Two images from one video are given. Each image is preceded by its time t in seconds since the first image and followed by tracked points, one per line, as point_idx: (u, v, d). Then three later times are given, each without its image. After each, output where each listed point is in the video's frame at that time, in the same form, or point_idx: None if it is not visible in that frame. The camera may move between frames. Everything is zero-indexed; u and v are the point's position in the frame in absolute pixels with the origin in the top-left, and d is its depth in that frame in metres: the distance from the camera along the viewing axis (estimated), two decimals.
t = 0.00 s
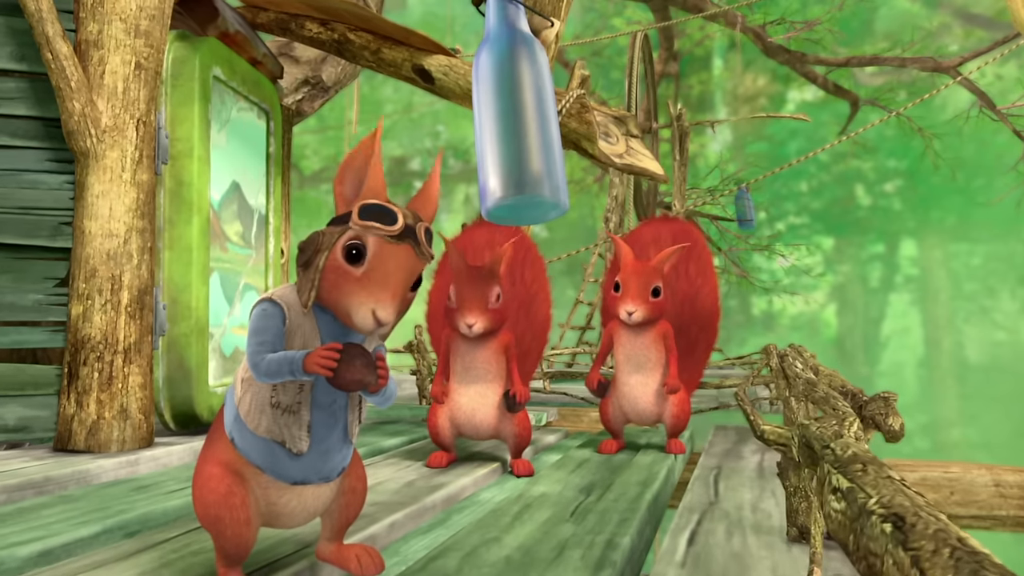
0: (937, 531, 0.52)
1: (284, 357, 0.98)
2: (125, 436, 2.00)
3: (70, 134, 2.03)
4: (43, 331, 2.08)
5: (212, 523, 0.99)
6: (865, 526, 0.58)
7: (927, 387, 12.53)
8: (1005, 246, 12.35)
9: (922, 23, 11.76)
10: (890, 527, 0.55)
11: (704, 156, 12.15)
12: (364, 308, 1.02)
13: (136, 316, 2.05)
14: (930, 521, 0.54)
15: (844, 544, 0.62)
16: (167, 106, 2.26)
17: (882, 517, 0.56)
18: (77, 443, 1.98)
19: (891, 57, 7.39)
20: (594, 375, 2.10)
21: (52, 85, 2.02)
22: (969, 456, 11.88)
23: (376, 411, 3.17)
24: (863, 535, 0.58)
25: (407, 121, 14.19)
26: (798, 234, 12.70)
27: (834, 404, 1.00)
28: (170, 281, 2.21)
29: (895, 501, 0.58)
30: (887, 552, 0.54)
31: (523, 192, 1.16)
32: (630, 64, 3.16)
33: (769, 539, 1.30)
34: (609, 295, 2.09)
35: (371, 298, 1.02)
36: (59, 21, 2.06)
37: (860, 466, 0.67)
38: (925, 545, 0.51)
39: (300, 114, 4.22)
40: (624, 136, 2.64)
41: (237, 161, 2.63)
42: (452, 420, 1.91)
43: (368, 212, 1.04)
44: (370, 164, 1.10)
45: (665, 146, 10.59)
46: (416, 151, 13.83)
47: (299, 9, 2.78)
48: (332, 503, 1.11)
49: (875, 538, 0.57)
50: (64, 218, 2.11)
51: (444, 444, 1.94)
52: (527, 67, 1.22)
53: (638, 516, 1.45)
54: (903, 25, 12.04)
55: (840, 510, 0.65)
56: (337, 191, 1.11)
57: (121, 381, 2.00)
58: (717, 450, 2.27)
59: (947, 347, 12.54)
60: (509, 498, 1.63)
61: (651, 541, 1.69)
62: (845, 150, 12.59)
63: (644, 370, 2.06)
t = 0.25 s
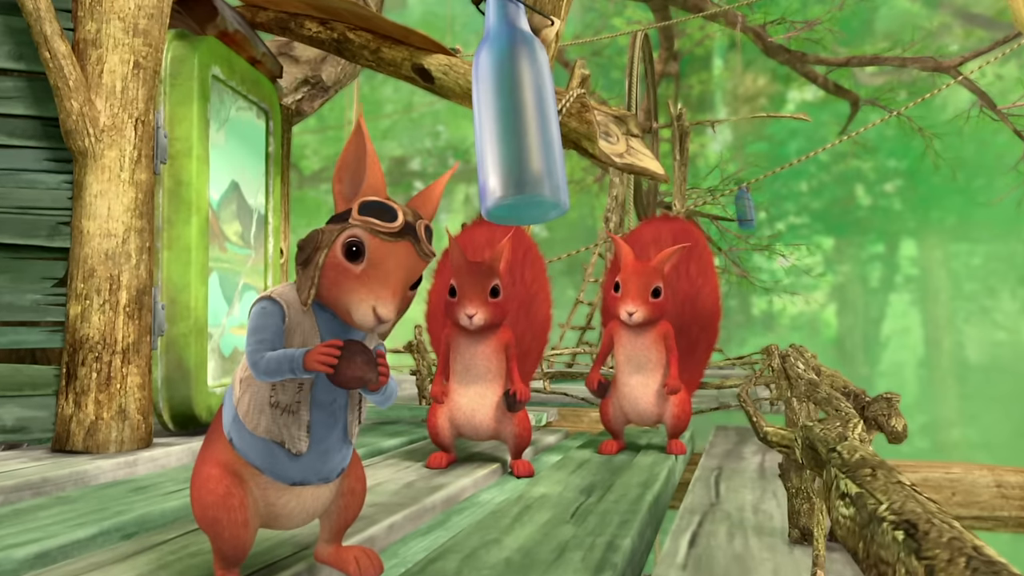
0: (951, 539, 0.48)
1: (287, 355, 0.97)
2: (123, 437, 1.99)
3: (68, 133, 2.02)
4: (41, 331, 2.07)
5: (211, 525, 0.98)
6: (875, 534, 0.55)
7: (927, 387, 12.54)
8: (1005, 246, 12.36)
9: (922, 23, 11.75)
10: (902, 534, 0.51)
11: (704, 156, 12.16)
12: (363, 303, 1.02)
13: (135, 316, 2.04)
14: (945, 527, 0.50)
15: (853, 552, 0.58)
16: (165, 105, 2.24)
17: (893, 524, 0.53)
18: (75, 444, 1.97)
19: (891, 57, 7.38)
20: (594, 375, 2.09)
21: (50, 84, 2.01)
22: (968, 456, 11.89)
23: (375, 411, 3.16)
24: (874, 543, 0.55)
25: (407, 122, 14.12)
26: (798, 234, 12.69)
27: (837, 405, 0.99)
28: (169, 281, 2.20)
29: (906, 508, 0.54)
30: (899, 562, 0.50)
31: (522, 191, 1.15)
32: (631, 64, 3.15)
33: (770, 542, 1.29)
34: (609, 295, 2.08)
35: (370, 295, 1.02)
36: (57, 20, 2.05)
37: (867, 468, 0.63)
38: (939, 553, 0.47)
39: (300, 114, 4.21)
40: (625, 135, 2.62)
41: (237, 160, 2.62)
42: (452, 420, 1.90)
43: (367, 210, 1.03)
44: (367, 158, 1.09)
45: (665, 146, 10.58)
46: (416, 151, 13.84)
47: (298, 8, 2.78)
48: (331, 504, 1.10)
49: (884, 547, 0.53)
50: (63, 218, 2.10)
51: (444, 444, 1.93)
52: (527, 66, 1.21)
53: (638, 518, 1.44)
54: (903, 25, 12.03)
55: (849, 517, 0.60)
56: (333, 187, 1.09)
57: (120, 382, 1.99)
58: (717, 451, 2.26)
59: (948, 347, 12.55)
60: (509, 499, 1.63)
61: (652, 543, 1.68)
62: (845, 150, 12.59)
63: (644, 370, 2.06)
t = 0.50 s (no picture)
0: (963, 547, 0.47)
1: (282, 356, 0.96)
2: (122, 437, 1.98)
3: (66, 133, 2.01)
4: (39, 331, 2.06)
5: (209, 527, 0.98)
6: (884, 539, 0.53)
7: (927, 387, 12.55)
8: (1005, 246, 12.37)
9: (923, 23, 11.75)
10: (915, 541, 0.50)
11: (704, 156, 12.17)
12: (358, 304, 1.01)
13: (133, 317, 2.03)
14: (961, 538, 0.48)
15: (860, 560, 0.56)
16: (164, 104, 2.24)
17: (904, 531, 0.51)
18: (74, 445, 1.97)
19: (892, 57, 7.37)
20: (596, 375, 2.09)
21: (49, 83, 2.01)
22: (969, 456, 11.91)
23: (375, 411, 3.15)
24: (884, 549, 0.53)
25: (407, 121, 14.14)
26: (798, 234, 12.69)
27: (839, 406, 0.98)
28: (168, 281, 2.20)
29: (917, 513, 0.52)
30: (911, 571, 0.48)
31: (522, 191, 1.15)
32: (631, 64, 3.14)
33: (771, 543, 1.29)
34: (612, 294, 2.08)
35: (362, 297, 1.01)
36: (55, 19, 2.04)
37: (872, 471, 0.61)
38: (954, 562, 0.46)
39: (299, 114, 4.20)
40: (625, 135, 2.61)
41: (236, 160, 2.61)
42: (452, 421, 1.89)
43: (364, 209, 1.02)
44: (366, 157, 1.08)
45: (665, 146, 10.57)
46: (416, 151, 13.86)
47: (298, 7, 2.77)
48: (329, 505, 1.10)
49: (895, 553, 0.51)
50: (61, 218, 2.09)
51: (444, 445, 1.92)
52: (527, 65, 1.20)
53: (639, 519, 1.44)
54: (904, 25, 12.03)
55: (856, 522, 0.58)
56: (332, 187, 1.09)
57: (118, 382, 1.99)
58: (718, 452, 2.25)
59: (948, 347, 12.56)
60: (509, 500, 1.62)
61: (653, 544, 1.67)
62: (845, 150, 12.58)
63: (646, 370, 2.05)
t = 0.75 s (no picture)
0: (978, 556, 0.45)
1: (258, 363, 0.96)
2: (121, 438, 1.97)
3: (65, 132, 2.00)
4: (38, 331, 2.05)
5: (204, 529, 0.97)
6: (894, 547, 0.50)
7: (927, 387, 12.58)
8: (1006, 246, 12.38)
9: (923, 22, 11.75)
10: (926, 549, 0.47)
11: (704, 156, 12.17)
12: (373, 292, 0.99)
13: (132, 317, 2.02)
14: (973, 544, 0.46)
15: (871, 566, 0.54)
16: (163, 103, 2.23)
17: (914, 538, 0.48)
18: (73, 445, 1.96)
19: (892, 57, 7.37)
20: (596, 375, 2.08)
21: (47, 82, 2.00)
22: (969, 456, 11.95)
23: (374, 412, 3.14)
24: (894, 557, 0.50)
25: (407, 121, 14.23)
26: (799, 234, 12.70)
27: (843, 408, 0.97)
28: (167, 281, 2.19)
29: (928, 519, 0.50)
30: None
31: (523, 191, 1.14)
32: (631, 63, 3.14)
33: (773, 545, 1.28)
34: (612, 293, 2.06)
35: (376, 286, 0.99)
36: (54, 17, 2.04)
37: (880, 474, 0.59)
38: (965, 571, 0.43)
39: (299, 114, 4.18)
40: (625, 134, 2.61)
41: (235, 160, 2.60)
42: (451, 421, 1.89)
43: (364, 203, 1.02)
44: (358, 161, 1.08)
45: (665, 146, 10.57)
46: (416, 151, 13.90)
47: (297, 7, 2.76)
48: (328, 507, 1.09)
49: (906, 562, 0.49)
50: (60, 218, 2.09)
51: (443, 445, 1.92)
52: (528, 64, 1.19)
53: (640, 520, 1.43)
54: (904, 24, 12.03)
55: (864, 528, 0.55)
56: (322, 191, 1.08)
57: (117, 382, 1.98)
58: (719, 452, 2.24)
59: (948, 347, 12.56)
60: (509, 501, 1.61)
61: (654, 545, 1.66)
62: (845, 150, 12.58)
63: (646, 370, 2.04)
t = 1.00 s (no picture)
0: (993, 565, 0.44)
1: (313, 404, 0.92)
2: (119, 439, 1.97)
3: (63, 132, 1.99)
4: (37, 331, 2.05)
5: (198, 526, 0.96)
6: (906, 554, 0.49)
7: (927, 387, 12.60)
8: (1006, 246, 12.44)
9: (923, 22, 11.75)
10: (938, 557, 0.46)
11: (704, 156, 12.18)
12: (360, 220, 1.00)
13: (131, 317, 2.02)
14: (987, 552, 0.45)
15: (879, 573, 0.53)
16: (162, 103, 2.22)
17: (926, 545, 0.47)
18: (71, 446, 1.95)
19: (893, 56, 7.37)
20: (597, 375, 2.07)
21: (45, 81, 1.99)
22: (969, 456, 11.98)
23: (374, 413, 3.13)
24: (905, 564, 0.49)
25: (407, 121, 14.23)
26: (798, 234, 12.63)
27: (845, 409, 0.96)
28: (166, 281, 2.19)
29: (939, 525, 0.49)
30: None
31: (522, 190, 1.13)
32: (631, 63, 3.13)
33: (775, 546, 1.27)
34: (611, 294, 2.06)
35: (365, 213, 1.00)
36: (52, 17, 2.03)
37: (886, 479, 0.58)
38: None
39: (298, 114, 4.18)
40: (626, 134, 2.60)
41: (234, 159, 2.59)
42: (451, 422, 1.88)
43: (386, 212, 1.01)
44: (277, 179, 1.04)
45: (665, 146, 10.57)
46: (416, 151, 13.91)
47: (297, 6, 2.76)
48: (324, 507, 1.08)
49: (916, 569, 0.48)
50: (58, 218, 2.08)
51: (443, 445, 1.91)
52: (528, 63, 1.19)
53: (640, 521, 1.42)
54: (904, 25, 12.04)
55: (875, 534, 0.54)
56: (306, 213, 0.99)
57: (116, 383, 1.97)
58: (720, 453, 2.23)
59: (948, 347, 12.57)
60: (509, 502, 1.60)
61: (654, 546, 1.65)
62: (845, 150, 12.58)
63: (647, 371, 2.03)
